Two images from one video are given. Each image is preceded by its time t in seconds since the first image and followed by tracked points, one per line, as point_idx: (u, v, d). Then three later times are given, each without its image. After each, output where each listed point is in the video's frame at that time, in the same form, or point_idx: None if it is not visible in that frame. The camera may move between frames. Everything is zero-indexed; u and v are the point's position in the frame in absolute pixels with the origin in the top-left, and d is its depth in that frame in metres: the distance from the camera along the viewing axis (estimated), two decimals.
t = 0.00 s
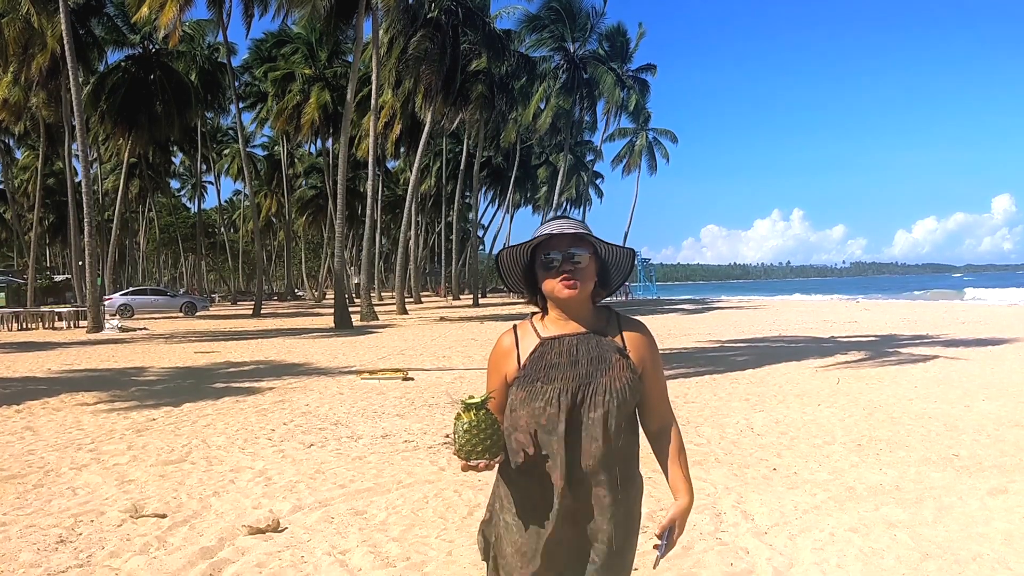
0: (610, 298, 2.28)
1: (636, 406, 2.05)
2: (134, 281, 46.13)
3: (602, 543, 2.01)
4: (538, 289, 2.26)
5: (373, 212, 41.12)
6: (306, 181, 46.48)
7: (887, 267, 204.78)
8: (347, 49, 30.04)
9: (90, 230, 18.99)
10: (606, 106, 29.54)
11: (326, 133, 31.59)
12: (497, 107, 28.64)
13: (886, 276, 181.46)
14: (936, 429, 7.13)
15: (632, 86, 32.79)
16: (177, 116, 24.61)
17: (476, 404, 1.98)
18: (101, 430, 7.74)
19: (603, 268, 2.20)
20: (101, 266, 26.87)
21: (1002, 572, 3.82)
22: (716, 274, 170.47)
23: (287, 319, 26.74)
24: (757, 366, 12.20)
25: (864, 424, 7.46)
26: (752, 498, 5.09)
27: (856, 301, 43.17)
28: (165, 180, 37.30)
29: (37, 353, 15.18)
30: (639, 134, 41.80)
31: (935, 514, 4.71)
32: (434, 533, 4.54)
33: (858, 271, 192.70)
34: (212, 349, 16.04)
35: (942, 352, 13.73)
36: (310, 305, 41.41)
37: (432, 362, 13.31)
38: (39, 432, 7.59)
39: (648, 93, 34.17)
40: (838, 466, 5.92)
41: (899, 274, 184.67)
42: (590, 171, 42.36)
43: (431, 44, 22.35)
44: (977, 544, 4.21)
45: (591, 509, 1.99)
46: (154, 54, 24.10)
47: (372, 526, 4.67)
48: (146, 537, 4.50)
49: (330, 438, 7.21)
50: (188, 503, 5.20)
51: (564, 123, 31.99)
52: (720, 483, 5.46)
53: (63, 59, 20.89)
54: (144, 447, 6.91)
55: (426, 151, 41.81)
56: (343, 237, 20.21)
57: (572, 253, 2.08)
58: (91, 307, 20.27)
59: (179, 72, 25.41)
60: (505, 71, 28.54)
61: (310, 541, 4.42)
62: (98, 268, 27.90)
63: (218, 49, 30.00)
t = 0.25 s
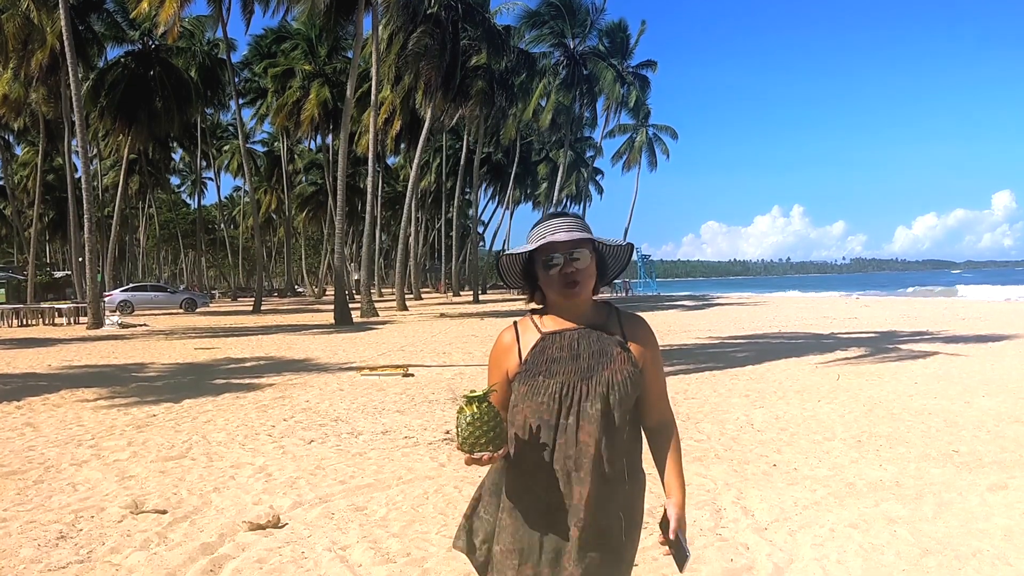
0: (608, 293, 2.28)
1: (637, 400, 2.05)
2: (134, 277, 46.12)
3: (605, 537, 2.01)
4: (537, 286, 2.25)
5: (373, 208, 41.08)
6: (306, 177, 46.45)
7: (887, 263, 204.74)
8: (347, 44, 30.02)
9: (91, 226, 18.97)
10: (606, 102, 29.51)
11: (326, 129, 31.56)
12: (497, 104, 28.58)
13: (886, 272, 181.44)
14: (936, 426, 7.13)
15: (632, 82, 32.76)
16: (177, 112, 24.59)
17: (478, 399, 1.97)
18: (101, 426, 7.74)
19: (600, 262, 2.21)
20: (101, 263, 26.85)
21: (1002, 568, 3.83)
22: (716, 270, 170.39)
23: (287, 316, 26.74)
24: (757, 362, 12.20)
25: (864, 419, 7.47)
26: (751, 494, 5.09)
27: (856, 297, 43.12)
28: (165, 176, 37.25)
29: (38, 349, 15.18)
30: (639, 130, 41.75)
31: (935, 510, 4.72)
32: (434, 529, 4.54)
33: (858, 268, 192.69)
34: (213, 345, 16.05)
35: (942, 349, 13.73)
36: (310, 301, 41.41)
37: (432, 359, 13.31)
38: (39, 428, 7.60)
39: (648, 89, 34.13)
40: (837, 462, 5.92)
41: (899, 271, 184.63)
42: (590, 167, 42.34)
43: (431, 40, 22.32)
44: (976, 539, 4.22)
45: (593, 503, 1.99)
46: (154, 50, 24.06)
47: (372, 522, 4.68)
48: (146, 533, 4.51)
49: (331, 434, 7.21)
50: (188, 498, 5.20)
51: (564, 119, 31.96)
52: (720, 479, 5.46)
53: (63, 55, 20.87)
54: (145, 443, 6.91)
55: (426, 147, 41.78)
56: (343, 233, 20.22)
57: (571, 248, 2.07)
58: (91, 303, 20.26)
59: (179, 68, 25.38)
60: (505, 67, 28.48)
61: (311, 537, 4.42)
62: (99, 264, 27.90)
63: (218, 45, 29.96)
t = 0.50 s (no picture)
0: (610, 288, 2.28)
1: (640, 396, 2.04)
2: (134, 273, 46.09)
3: (608, 532, 2.02)
4: (540, 281, 2.25)
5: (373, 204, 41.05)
6: (305, 173, 46.39)
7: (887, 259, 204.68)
8: (347, 40, 29.96)
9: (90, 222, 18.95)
10: (606, 98, 29.46)
11: (325, 125, 31.50)
12: (497, 99, 28.48)
13: (886, 268, 181.42)
14: (936, 422, 7.13)
15: (632, 78, 32.70)
16: (177, 108, 24.53)
17: (484, 397, 1.97)
18: (101, 421, 7.74)
19: (603, 257, 2.20)
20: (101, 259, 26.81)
21: (1003, 564, 3.83)
22: (716, 266, 170.40)
23: (287, 312, 26.73)
24: (757, 358, 12.19)
25: (865, 415, 7.47)
26: (751, 490, 5.09)
27: (857, 293, 43.05)
28: (164, 172, 37.18)
29: (38, 345, 15.18)
30: (639, 126, 41.69)
31: (935, 506, 4.72)
32: (434, 524, 4.54)
33: (859, 264, 192.64)
34: (213, 341, 16.04)
35: (943, 345, 13.72)
36: (309, 297, 41.39)
37: (433, 355, 13.31)
38: (39, 424, 7.60)
39: (648, 85, 34.06)
40: (837, 457, 5.92)
41: (899, 267, 184.61)
42: (590, 163, 42.28)
43: (431, 36, 22.23)
44: (976, 535, 4.22)
45: (599, 499, 1.99)
46: (154, 46, 24.01)
47: (373, 518, 4.68)
48: (147, 529, 4.50)
49: (331, 430, 7.21)
50: (188, 494, 5.20)
51: (565, 115, 31.90)
52: (720, 474, 5.46)
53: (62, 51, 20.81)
54: (145, 439, 6.91)
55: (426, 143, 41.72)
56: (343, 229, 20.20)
57: (573, 244, 2.07)
58: (91, 299, 20.24)
59: (179, 63, 25.30)
60: (504, 63, 28.39)
61: (311, 532, 4.42)
62: (99, 260, 27.86)
63: (218, 40, 29.87)
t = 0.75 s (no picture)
0: (613, 286, 2.28)
1: (644, 392, 2.04)
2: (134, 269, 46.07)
3: (612, 528, 2.03)
4: (544, 278, 2.25)
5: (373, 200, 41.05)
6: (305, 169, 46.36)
7: (887, 255, 204.68)
8: (347, 36, 29.92)
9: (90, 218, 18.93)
10: (606, 95, 29.43)
11: (325, 121, 31.48)
12: (497, 96, 28.41)
13: (886, 264, 181.47)
14: (936, 418, 7.13)
15: (632, 74, 32.66)
16: (177, 104, 24.50)
17: (493, 396, 1.96)
18: (101, 417, 7.74)
19: (607, 254, 2.20)
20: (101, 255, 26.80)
21: (1004, 559, 3.83)
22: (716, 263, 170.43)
23: (287, 308, 26.73)
24: (757, 355, 12.19)
25: (865, 412, 7.48)
26: (752, 486, 5.09)
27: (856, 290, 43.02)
28: (164, 168, 37.14)
29: (38, 341, 15.17)
30: (639, 122, 41.65)
31: (935, 502, 4.72)
32: (434, 520, 4.54)
33: (858, 260, 192.66)
34: (213, 337, 16.05)
35: (943, 341, 13.72)
36: (309, 293, 41.39)
37: (432, 351, 13.31)
38: (39, 420, 7.59)
39: (648, 81, 34.02)
40: (837, 453, 5.93)
41: (899, 263, 184.65)
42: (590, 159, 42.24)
43: (431, 32, 22.19)
44: (977, 531, 4.22)
45: (602, 496, 1.99)
46: (154, 42, 23.97)
47: (373, 513, 4.68)
48: (147, 525, 4.51)
49: (331, 426, 7.21)
50: (189, 490, 5.20)
51: (565, 111, 31.86)
52: (720, 471, 5.46)
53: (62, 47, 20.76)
54: (145, 435, 6.91)
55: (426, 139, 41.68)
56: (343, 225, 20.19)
57: (576, 241, 2.07)
58: (91, 295, 20.23)
59: (179, 59, 25.26)
60: (503, 59, 28.34)
61: (311, 528, 4.42)
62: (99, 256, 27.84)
63: (217, 36, 29.82)
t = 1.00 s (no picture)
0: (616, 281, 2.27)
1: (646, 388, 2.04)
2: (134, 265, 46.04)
3: (612, 523, 2.04)
4: (549, 272, 2.23)
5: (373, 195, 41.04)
6: (305, 164, 46.33)
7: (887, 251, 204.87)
8: (347, 31, 29.87)
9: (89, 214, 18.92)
10: (606, 90, 29.40)
11: (325, 116, 31.47)
12: (497, 91, 28.34)
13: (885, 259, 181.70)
14: (936, 413, 7.13)
15: (632, 69, 32.60)
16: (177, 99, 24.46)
17: (501, 388, 1.94)
18: (101, 413, 7.74)
19: (611, 249, 2.20)
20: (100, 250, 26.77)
21: (1003, 554, 3.84)
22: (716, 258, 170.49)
23: (287, 303, 26.75)
24: (757, 350, 12.20)
25: (864, 407, 7.47)
26: (751, 481, 5.10)
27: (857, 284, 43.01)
28: (163, 163, 37.07)
29: (37, 336, 15.18)
30: (639, 117, 41.59)
31: (935, 496, 4.73)
32: (435, 515, 4.54)
33: (859, 255, 192.46)
34: (212, 333, 16.05)
35: (943, 336, 13.71)
36: (309, 288, 41.41)
37: (432, 346, 13.32)
38: (39, 415, 7.60)
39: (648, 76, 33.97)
40: (837, 449, 5.92)
41: (899, 258, 184.73)
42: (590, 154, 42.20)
43: (431, 26, 22.15)
44: (977, 526, 4.22)
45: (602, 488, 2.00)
46: (153, 37, 23.94)
47: (373, 508, 4.68)
48: (147, 520, 4.51)
49: (331, 421, 7.21)
50: (189, 485, 5.21)
51: (564, 106, 31.82)
52: (720, 465, 5.46)
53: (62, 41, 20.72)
54: (145, 430, 6.92)
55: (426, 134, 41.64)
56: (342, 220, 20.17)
57: (582, 235, 2.06)
58: (91, 290, 20.24)
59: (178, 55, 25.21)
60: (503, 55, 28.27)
61: (311, 523, 4.43)
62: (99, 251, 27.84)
63: (217, 31, 29.78)
